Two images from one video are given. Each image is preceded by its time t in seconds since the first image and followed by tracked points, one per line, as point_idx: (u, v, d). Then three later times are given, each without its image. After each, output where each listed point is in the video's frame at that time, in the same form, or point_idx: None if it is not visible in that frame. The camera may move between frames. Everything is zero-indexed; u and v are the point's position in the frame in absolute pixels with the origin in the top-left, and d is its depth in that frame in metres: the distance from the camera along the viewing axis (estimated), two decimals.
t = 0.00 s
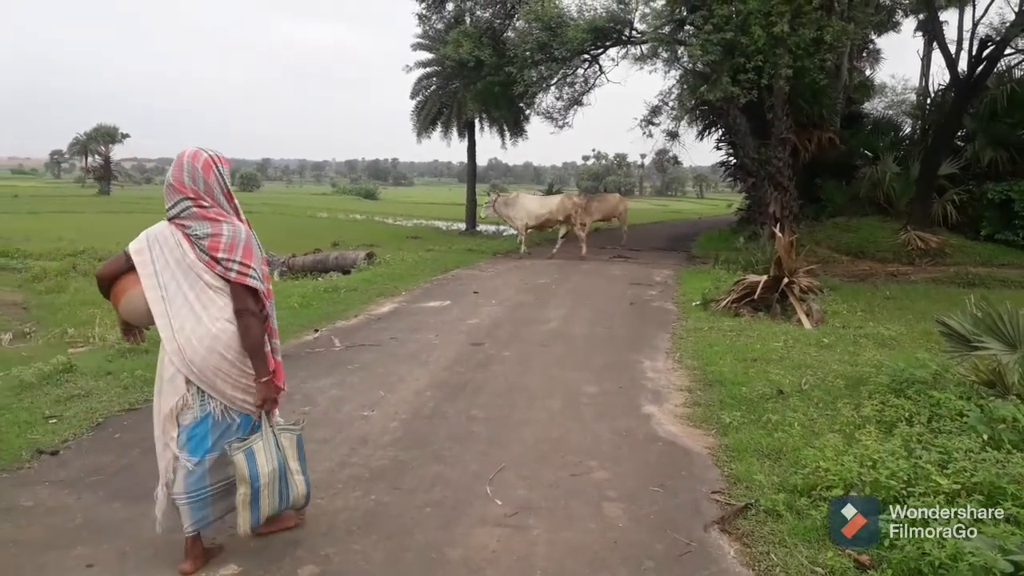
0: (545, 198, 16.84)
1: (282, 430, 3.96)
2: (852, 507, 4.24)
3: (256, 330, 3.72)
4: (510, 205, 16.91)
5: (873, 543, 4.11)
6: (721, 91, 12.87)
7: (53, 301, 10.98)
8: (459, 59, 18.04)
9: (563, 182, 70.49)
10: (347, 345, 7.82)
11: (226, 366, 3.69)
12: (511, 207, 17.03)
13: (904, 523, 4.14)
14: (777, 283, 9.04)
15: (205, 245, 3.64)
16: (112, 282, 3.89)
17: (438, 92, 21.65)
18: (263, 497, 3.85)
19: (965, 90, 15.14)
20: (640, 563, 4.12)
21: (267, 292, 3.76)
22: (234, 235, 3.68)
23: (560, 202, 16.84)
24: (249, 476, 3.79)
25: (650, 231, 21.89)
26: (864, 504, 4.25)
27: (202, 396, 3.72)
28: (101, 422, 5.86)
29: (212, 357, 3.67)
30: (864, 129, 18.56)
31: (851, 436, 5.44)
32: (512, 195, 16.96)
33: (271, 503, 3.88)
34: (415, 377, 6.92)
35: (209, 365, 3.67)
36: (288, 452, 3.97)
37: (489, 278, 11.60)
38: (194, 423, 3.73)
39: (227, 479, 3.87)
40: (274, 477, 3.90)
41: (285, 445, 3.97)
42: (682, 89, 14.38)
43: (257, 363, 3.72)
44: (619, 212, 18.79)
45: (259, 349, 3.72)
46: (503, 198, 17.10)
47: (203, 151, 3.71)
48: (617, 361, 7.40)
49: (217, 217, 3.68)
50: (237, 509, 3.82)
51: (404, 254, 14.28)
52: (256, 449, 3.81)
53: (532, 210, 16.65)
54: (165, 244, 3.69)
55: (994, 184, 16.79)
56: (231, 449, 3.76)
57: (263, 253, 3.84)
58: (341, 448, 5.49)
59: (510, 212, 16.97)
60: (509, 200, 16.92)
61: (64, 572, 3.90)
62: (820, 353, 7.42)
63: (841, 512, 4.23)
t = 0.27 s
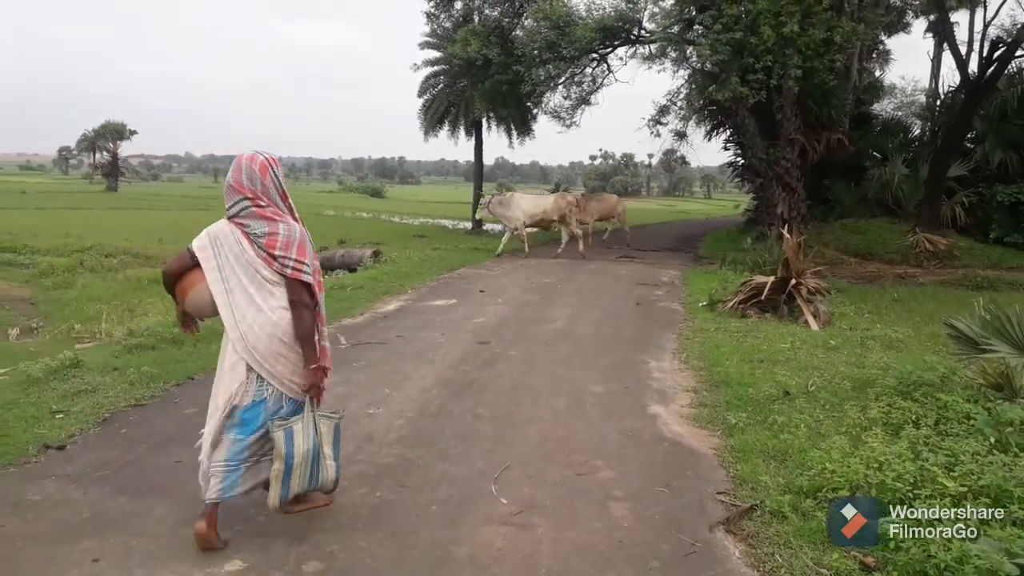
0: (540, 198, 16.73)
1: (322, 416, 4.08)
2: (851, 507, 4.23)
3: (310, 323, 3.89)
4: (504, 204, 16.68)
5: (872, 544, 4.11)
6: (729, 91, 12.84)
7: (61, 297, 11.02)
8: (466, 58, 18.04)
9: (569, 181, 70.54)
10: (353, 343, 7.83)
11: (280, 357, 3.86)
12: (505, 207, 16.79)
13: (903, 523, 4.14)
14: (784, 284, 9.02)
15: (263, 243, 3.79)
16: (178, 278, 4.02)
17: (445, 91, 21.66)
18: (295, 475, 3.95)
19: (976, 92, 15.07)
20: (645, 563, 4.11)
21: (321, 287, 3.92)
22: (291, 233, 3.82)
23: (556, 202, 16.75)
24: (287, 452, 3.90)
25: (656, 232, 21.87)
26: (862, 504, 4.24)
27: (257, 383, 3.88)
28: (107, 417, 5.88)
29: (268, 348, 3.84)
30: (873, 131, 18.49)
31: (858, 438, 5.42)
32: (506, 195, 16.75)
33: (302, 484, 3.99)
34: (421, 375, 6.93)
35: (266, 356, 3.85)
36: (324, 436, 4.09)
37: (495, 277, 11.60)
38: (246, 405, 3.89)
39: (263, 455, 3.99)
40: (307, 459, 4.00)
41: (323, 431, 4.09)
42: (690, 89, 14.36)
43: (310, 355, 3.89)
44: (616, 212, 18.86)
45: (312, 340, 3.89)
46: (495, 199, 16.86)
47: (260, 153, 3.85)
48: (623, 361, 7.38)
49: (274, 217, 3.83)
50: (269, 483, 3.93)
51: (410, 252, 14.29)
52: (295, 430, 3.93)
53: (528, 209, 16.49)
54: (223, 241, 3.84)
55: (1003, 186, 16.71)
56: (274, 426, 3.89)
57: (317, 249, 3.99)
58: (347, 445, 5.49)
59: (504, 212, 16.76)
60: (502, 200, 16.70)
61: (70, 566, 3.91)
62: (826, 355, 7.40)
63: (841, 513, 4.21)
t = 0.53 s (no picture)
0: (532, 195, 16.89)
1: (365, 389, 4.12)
2: (852, 507, 4.22)
3: (354, 303, 4.05)
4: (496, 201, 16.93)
5: (872, 542, 4.12)
6: (736, 88, 12.81)
7: (69, 292, 11.06)
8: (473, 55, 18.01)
9: (574, 179, 70.43)
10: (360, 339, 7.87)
11: (325, 335, 4.00)
12: (498, 204, 17.05)
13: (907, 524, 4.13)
14: (791, 282, 9.00)
15: (310, 227, 3.96)
16: (228, 259, 4.16)
17: (451, 88, 21.66)
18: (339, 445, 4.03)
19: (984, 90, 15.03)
20: (652, 560, 4.11)
21: (364, 270, 4.08)
22: (336, 218, 3.99)
23: (547, 199, 16.85)
24: (331, 423, 4.01)
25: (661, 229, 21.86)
26: (864, 503, 4.22)
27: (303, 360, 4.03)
28: (116, 412, 5.91)
29: (314, 325, 3.99)
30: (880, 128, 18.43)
31: (865, 436, 5.41)
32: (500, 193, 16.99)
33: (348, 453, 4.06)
34: (428, 371, 6.94)
35: (312, 333, 4.00)
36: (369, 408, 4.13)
37: (501, 274, 11.61)
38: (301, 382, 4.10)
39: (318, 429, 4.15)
40: (352, 429, 4.06)
41: (368, 402, 4.13)
42: (697, 86, 14.34)
43: (355, 333, 4.04)
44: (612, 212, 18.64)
45: (355, 320, 4.04)
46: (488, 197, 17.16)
47: (309, 143, 4.02)
48: (629, 358, 7.38)
49: (321, 202, 4.00)
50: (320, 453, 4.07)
51: (416, 249, 14.30)
52: (340, 401, 4.03)
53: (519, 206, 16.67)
54: (273, 225, 4.02)
55: (1011, 185, 16.64)
56: (321, 398, 4.02)
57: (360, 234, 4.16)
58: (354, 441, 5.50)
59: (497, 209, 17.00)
60: (494, 197, 16.96)
61: (79, 559, 3.93)
62: (834, 353, 7.39)
63: (841, 513, 4.21)
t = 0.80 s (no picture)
0: (532, 194, 17.18)
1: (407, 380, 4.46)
2: (852, 507, 4.23)
3: (392, 301, 4.33)
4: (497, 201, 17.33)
5: (872, 542, 4.14)
6: (750, 87, 12.77)
7: (84, 289, 11.14)
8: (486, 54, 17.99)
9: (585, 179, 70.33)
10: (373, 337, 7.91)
11: (365, 331, 4.28)
12: (498, 204, 17.43)
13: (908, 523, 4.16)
14: (805, 282, 8.96)
15: (351, 230, 4.23)
16: (274, 261, 4.44)
17: (464, 87, 21.69)
18: (394, 433, 4.34)
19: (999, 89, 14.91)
20: (665, 561, 4.11)
21: (401, 269, 4.36)
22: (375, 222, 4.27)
23: (547, 198, 17.10)
24: (385, 416, 4.31)
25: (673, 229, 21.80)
26: (864, 503, 4.23)
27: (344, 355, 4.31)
28: (131, 408, 5.96)
29: (354, 322, 4.27)
30: (894, 129, 18.38)
31: (879, 438, 5.39)
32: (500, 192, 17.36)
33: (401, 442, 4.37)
34: (440, 369, 6.96)
35: (353, 330, 4.28)
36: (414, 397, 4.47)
37: (513, 273, 11.62)
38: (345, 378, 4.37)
39: (368, 424, 4.45)
40: (403, 418, 4.40)
41: (412, 392, 4.47)
42: (710, 85, 14.31)
43: (393, 329, 4.32)
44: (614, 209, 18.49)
45: (393, 317, 4.32)
46: (489, 196, 17.56)
47: (348, 151, 4.29)
48: (641, 358, 7.38)
49: (361, 207, 4.27)
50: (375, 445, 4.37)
51: (428, 248, 14.34)
52: (388, 394, 4.35)
53: (518, 205, 16.99)
54: (315, 229, 4.29)
55: None
56: (370, 392, 4.32)
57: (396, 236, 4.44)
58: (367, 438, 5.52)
59: (498, 208, 17.39)
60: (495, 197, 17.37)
61: (95, 554, 3.96)
62: (847, 354, 7.35)
63: (841, 513, 4.21)
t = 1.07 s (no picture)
0: (541, 197, 17.32)
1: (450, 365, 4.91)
2: (852, 507, 4.41)
3: (435, 290, 4.81)
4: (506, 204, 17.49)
5: (873, 540, 4.23)
6: (775, 90, 12.69)
7: (114, 290, 11.33)
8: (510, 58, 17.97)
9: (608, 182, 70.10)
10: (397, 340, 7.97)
11: (412, 316, 4.76)
12: (508, 207, 17.60)
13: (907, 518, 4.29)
14: (832, 287, 8.89)
15: (399, 224, 4.75)
16: (331, 251, 4.99)
17: (488, 91, 21.78)
18: (440, 413, 4.79)
19: None
20: (688, 566, 4.10)
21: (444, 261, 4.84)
22: (420, 217, 4.77)
23: (556, 200, 17.22)
24: (430, 396, 4.76)
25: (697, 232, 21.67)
26: (863, 504, 4.41)
27: (393, 339, 4.79)
28: (160, 408, 6.05)
29: (402, 309, 4.75)
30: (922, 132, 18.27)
31: (907, 446, 5.33)
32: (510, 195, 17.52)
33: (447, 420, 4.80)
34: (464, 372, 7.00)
35: (400, 315, 4.76)
36: (457, 380, 4.89)
37: (536, 276, 11.64)
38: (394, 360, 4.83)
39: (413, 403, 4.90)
40: (447, 399, 4.84)
41: (455, 375, 4.91)
42: (736, 89, 14.24)
43: (436, 315, 4.79)
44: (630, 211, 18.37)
45: (437, 304, 4.80)
46: (497, 200, 17.74)
47: (396, 153, 4.82)
48: (665, 362, 7.36)
49: (408, 203, 4.79)
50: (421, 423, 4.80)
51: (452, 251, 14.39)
52: (434, 375, 4.81)
53: (527, 208, 17.14)
54: (367, 223, 4.82)
55: None
56: (419, 374, 4.80)
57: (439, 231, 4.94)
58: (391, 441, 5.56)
59: (507, 211, 17.54)
60: (504, 200, 17.55)
61: (125, 552, 4.03)
62: (874, 360, 7.28)
63: (841, 513, 4.39)
